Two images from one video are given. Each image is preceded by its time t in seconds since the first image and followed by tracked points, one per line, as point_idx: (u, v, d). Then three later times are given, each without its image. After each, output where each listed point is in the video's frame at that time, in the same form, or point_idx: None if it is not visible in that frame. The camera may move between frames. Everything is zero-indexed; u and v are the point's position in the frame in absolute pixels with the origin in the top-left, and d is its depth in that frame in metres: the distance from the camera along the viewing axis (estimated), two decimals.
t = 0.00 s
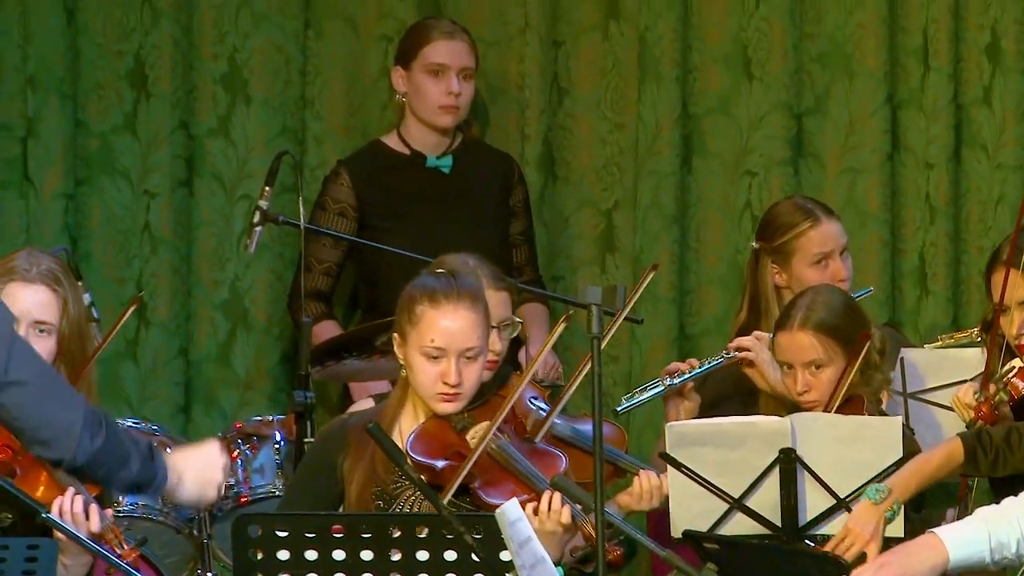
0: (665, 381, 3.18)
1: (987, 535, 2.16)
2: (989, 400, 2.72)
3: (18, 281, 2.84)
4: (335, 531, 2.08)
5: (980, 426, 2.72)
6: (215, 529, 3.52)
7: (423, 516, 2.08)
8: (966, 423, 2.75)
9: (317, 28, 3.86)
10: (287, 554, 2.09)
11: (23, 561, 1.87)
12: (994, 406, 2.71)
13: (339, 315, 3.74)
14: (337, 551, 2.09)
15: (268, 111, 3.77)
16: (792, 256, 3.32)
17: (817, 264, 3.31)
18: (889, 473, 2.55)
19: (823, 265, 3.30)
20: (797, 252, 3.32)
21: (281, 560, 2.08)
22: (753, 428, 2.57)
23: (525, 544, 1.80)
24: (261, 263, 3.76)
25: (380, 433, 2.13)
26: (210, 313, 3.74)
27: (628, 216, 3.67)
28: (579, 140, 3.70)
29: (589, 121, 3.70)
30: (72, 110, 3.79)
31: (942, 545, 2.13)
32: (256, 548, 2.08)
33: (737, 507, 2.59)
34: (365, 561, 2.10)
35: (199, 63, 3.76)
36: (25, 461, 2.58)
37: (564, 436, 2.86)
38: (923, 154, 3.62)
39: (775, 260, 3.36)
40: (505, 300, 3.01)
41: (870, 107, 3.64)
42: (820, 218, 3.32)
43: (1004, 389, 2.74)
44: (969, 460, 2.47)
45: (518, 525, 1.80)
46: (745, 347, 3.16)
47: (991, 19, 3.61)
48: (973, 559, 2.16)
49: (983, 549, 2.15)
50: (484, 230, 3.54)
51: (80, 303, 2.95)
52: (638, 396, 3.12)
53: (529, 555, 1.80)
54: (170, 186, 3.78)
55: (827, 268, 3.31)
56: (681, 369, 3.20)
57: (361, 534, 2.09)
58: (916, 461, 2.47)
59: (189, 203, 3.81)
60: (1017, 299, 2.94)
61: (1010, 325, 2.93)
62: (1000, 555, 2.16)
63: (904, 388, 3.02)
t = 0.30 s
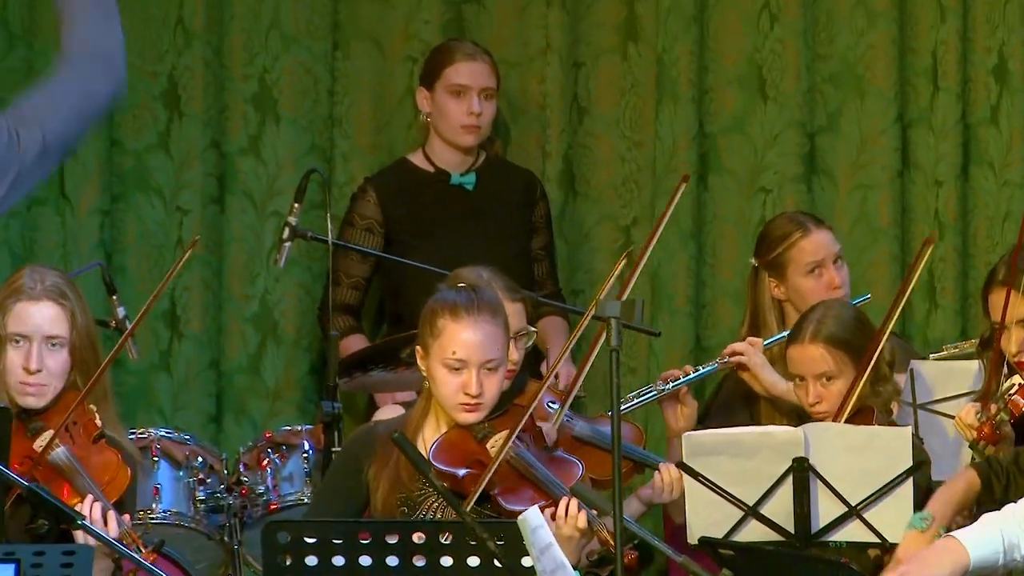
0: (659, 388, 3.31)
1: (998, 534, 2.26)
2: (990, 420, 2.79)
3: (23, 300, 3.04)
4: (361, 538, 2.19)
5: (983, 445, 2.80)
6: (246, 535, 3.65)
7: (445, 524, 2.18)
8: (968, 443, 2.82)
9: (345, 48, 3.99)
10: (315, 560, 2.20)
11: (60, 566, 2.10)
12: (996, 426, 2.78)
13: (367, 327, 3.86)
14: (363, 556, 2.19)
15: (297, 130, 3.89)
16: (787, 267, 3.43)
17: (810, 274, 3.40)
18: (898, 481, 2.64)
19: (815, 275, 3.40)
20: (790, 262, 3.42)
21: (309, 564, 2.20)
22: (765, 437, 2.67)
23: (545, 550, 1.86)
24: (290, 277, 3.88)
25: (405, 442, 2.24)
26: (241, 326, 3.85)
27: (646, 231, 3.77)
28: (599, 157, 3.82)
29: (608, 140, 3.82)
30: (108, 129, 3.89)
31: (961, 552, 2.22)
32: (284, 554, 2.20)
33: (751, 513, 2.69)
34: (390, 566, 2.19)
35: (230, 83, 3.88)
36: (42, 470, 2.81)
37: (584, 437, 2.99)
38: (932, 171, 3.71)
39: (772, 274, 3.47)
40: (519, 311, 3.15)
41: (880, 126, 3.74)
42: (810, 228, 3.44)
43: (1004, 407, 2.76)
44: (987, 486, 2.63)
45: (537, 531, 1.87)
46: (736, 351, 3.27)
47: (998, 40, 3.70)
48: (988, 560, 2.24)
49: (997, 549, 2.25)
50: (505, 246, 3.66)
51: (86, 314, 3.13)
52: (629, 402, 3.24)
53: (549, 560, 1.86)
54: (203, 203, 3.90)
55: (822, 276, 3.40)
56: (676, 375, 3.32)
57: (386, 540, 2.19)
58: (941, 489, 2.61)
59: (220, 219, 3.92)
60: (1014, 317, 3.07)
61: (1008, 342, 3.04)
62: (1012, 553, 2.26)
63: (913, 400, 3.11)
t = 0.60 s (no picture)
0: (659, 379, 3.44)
1: None
2: (988, 420, 2.94)
3: (38, 313, 3.12)
4: (381, 538, 2.27)
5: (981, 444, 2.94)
6: (270, 537, 3.77)
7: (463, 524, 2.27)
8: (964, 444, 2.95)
9: (365, 65, 4.09)
10: (337, 560, 2.27)
11: (90, 567, 2.03)
12: (992, 426, 2.93)
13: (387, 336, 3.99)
14: (383, 557, 2.27)
15: (319, 145, 4.01)
16: (780, 266, 3.56)
17: (803, 267, 3.53)
18: (900, 485, 2.74)
19: (807, 266, 3.53)
20: (782, 260, 3.56)
21: (331, 564, 2.27)
22: (772, 441, 2.79)
23: (560, 551, 1.81)
24: (313, 287, 4.00)
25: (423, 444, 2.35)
26: (265, 333, 3.98)
27: (657, 242, 3.89)
28: (612, 172, 3.94)
29: (620, 155, 3.94)
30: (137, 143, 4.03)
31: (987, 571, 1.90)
32: (306, 555, 2.27)
33: (758, 515, 2.80)
34: (409, 565, 2.28)
35: (255, 100, 4.00)
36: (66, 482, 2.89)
37: (593, 437, 3.15)
38: (934, 185, 3.82)
39: (773, 280, 3.59)
40: (524, 317, 3.29)
41: (883, 141, 3.85)
42: (795, 226, 3.60)
43: (1001, 410, 2.95)
44: None
45: (553, 532, 1.82)
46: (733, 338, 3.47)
47: (998, 58, 3.80)
48: None
49: None
50: (521, 257, 3.78)
51: (98, 323, 3.23)
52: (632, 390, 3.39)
53: (564, 561, 1.81)
54: (228, 215, 4.03)
55: (814, 267, 3.53)
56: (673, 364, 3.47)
57: (406, 541, 2.27)
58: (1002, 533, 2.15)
59: (245, 231, 4.05)
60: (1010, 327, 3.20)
61: (1008, 350, 3.15)
62: None
63: (913, 404, 3.26)
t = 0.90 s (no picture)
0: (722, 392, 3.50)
1: None
2: (1000, 420, 3.01)
3: (71, 327, 3.16)
4: (406, 538, 2.39)
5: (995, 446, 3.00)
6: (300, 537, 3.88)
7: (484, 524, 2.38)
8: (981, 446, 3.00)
9: (391, 82, 4.22)
10: (364, 559, 2.39)
11: (124, 565, 2.37)
12: (1006, 426, 3.00)
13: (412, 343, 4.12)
14: (408, 556, 2.39)
15: (346, 158, 4.15)
16: (849, 294, 3.64)
17: (874, 306, 3.61)
18: (907, 487, 2.87)
19: (876, 307, 3.60)
20: (854, 291, 3.63)
21: (358, 563, 2.39)
22: (784, 446, 2.91)
23: (579, 550, 1.88)
24: (340, 296, 4.14)
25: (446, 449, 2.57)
26: (294, 340, 4.13)
27: (672, 253, 4.02)
28: (629, 185, 4.08)
29: (637, 169, 4.08)
30: (170, 157, 4.26)
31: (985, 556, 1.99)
32: (335, 554, 2.39)
33: (770, 516, 2.93)
34: (433, 564, 2.39)
35: (285, 115, 4.14)
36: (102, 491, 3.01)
37: (602, 444, 3.27)
38: (940, 196, 3.93)
39: (833, 295, 3.68)
40: (538, 328, 3.41)
41: (891, 154, 3.97)
42: (877, 261, 3.63)
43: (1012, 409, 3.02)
44: None
45: (572, 533, 1.88)
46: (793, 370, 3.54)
47: (1000, 74, 3.91)
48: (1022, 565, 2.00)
49: None
50: (540, 268, 3.91)
51: (127, 336, 3.30)
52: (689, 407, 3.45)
53: (582, 560, 1.89)
54: (258, 227, 4.18)
55: (881, 309, 3.61)
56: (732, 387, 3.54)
57: (429, 541, 2.39)
58: None
59: (275, 241, 4.20)
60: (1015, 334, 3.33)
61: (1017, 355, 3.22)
62: None
63: (921, 408, 3.40)
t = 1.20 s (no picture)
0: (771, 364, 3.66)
1: None
2: (1008, 418, 3.23)
3: (115, 327, 3.38)
4: (431, 537, 2.52)
5: (1001, 442, 3.23)
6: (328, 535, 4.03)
7: (507, 523, 2.52)
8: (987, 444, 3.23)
9: (416, 98, 4.37)
10: (389, 556, 2.52)
11: (160, 563, 2.49)
12: (1012, 423, 3.22)
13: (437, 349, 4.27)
14: (432, 553, 2.52)
15: (373, 170, 4.31)
16: (878, 295, 3.76)
17: (899, 309, 3.74)
18: (913, 486, 3.01)
19: (899, 309, 3.74)
20: (883, 292, 3.75)
21: (383, 560, 2.52)
22: (796, 448, 3.06)
23: (596, 548, 1.95)
24: (367, 303, 4.30)
25: (470, 449, 2.59)
26: (323, 346, 4.28)
27: (687, 263, 4.16)
28: (644, 196, 4.23)
29: (654, 182, 4.22)
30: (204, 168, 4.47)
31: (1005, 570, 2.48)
32: (361, 552, 2.52)
33: (781, 515, 3.07)
34: (457, 562, 2.52)
35: (315, 129, 4.30)
36: (140, 479, 3.18)
37: (613, 441, 3.46)
38: (945, 208, 4.07)
39: (863, 295, 3.79)
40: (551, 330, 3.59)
41: (898, 167, 4.10)
42: (908, 268, 3.75)
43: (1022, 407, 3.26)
44: None
45: (589, 531, 1.96)
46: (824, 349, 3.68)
47: (1004, 90, 4.05)
48: None
49: None
50: (560, 277, 4.06)
51: (168, 336, 3.50)
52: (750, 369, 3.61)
53: (600, 557, 1.95)
54: (289, 237, 4.34)
55: (904, 314, 3.74)
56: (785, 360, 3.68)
57: (453, 539, 2.52)
58: None
59: (305, 251, 4.36)
60: None
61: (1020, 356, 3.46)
62: None
63: (928, 412, 3.52)
